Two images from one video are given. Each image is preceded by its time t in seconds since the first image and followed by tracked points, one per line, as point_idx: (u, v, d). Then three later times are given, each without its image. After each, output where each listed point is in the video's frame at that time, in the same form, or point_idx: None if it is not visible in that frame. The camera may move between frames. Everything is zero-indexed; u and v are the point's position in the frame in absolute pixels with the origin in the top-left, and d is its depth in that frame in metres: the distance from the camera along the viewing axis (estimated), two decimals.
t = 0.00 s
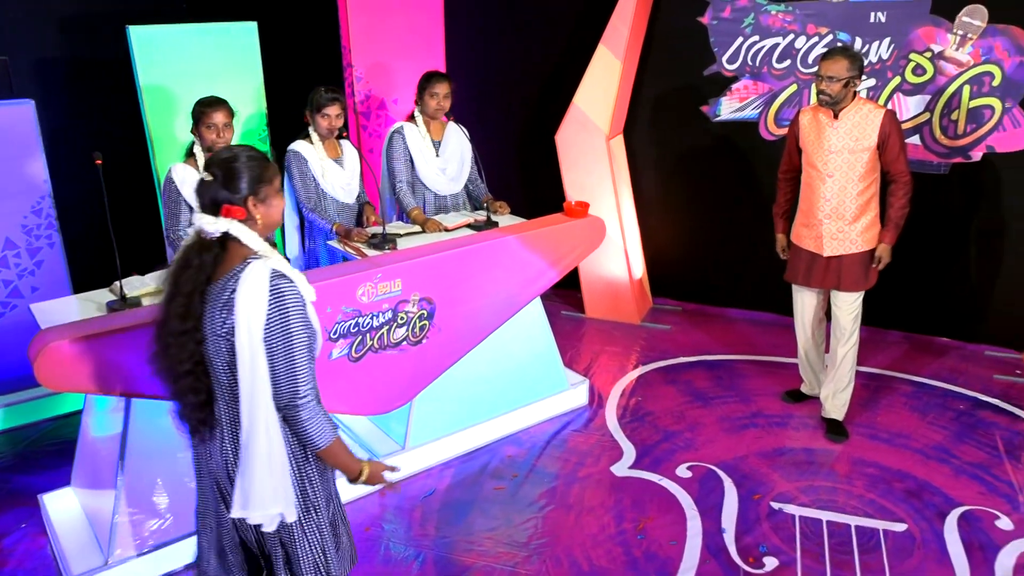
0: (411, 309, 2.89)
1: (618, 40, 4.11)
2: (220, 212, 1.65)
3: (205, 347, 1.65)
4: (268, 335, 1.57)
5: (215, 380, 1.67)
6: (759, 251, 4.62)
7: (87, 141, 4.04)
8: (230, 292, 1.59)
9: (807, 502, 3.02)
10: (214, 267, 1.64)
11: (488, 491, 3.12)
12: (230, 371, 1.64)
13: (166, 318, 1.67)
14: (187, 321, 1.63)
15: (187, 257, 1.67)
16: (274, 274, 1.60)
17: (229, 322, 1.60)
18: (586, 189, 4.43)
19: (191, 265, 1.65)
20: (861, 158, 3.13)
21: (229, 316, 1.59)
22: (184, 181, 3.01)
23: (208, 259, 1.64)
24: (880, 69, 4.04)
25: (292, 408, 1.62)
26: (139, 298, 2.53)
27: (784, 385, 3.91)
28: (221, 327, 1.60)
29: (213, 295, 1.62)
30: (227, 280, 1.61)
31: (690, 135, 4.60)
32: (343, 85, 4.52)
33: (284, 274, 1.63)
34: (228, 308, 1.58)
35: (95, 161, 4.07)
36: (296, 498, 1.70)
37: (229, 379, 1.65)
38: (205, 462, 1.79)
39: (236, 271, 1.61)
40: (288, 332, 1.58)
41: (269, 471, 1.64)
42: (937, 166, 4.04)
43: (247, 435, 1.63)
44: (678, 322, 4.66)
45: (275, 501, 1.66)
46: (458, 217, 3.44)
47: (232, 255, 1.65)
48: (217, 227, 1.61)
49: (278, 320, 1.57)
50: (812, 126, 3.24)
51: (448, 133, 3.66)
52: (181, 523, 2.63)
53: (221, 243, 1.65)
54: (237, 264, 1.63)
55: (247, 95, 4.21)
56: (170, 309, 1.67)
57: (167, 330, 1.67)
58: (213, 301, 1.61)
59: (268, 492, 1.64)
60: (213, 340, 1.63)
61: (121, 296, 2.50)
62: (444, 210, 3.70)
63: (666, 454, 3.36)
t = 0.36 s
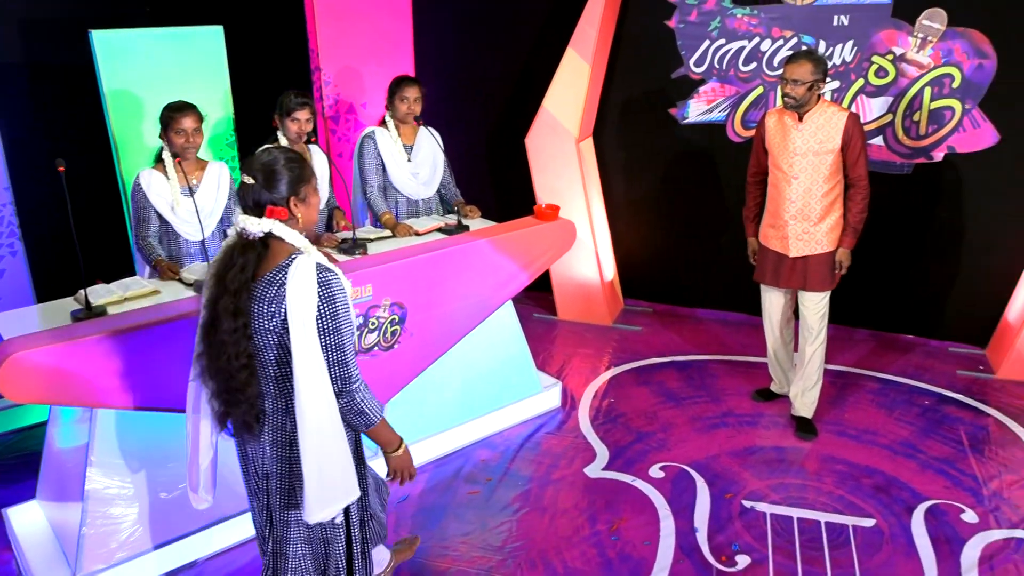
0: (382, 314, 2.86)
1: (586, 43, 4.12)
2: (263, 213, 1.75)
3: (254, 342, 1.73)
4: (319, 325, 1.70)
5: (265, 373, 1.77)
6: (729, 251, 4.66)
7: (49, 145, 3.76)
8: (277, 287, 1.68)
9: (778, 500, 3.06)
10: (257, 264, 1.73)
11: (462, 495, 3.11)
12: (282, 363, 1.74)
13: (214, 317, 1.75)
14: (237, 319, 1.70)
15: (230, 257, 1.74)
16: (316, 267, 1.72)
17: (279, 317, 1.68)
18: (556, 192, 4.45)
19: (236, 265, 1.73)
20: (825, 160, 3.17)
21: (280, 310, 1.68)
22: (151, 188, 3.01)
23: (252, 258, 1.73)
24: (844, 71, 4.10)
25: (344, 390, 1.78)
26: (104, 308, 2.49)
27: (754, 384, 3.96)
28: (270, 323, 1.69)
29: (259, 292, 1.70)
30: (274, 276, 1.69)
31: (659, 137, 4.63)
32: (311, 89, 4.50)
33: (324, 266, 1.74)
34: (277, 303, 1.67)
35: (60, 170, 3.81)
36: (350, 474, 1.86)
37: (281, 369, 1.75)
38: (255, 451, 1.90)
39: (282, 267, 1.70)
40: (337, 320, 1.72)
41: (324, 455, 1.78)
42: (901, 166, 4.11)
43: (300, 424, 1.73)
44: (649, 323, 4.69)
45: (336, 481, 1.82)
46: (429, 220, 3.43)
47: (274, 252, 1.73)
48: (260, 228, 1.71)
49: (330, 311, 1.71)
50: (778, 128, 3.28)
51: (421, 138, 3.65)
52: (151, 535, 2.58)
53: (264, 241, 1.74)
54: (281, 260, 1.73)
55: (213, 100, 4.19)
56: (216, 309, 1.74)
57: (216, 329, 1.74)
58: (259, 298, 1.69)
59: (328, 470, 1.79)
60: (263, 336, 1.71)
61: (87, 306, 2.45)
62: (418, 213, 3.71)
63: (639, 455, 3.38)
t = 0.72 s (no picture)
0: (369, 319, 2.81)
1: (571, 48, 4.13)
2: (310, 196, 1.86)
3: (313, 317, 1.87)
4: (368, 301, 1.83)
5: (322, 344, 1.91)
6: (715, 254, 4.69)
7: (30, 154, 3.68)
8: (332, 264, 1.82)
9: (764, 502, 3.07)
10: (311, 245, 1.85)
11: (450, 501, 3.10)
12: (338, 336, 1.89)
13: (275, 294, 1.89)
14: (297, 295, 1.84)
15: (286, 239, 1.87)
16: (367, 246, 1.85)
17: (335, 293, 1.82)
18: (542, 196, 4.44)
19: (291, 246, 1.86)
20: (808, 164, 3.19)
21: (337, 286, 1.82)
22: (133, 198, 3.00)
23: (306, 239, 1.85)
24: (826, 75, 4.13)
25: (389, 363, 1.90)
26: (87, 316, 2.47)
27: (740, 387, 3.97)
28: (328, 298, 1.83)
29: (316, 270, 1.84)
30: (329, 256, 1.83)
31: (644, 140, 4.65)
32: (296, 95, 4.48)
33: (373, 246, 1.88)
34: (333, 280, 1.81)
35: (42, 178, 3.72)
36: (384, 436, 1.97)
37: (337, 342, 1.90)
38: (313, 419, 2.05)
39: (336, 247, 1.83)
40: (384, 296, 1.85)
41: (373, 424, 1.91)
42: (882, 169, 4.15)
43: (351, 394, 1.86)
44: (635, 326, 4.70)
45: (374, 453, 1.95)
46: (415, 226, 3.43)
47: (326, 233, 1.86)
48: (309, 208, 1.82)
49: (380, 288, 1.84)
50: (761, 132, 3.29)
51: (409, 143, 3.65)
52: (138, 544, 2.55)
53: (315, 223, 1.87)
54: (333, 241, 1.85)
55: (195, 104, 4.18)
56: (277, 286, 1.88)
57: (277, 305, 1.88)
58: (316, 277, 1.83)
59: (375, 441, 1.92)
60: (322, 310, 1.86)
61: (70, 315, 2.43)
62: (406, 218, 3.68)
63: (627, 459, 3.39)
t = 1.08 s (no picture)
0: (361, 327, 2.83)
1: (565, 53, 4.13)
2: (367, 188, 2.11)
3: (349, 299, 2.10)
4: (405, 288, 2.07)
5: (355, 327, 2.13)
6: (708, 259, 4.69)
7: (20, 160, 3.65)
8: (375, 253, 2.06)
9: (759, 509, 3.06)
10: (359, 234, 2.08)
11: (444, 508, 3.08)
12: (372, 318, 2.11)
13: (319, 276, 2.12)
14: (338, 280, 2.07)
15: (337, 228, 2.10)
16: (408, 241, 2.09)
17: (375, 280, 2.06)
18: (535, 201, 4.44)
19: (342, 233, 2.09)
20: (801, 170, 3.19)
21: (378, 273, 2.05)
22: (120, 206, 2.98)
23: (356, 227, 2.08)
24: (819, 80, 4.14)
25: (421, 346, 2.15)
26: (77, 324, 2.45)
27: (734, 392, 3.97)
28: (368, 284, 2.06)
29: (359, 259, 2.07)
30: (372, 247, 2.06)
31: (637, 145, 4.65)
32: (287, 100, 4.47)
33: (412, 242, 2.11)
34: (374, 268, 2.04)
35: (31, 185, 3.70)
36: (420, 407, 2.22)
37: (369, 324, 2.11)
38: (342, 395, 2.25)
39: (380, 239, 2.06)
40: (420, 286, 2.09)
41: (408, 396, 2.16)
42: (874, 174, 4.15)
43: (385, 368, 2.12)
44: (629, 332, 4.70)
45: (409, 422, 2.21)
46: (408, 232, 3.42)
47: (374, 225, 2.09)
48: (364, 200, 2.08)
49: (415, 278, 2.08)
50: (754, 138, 3.29)
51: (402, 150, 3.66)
52: (130, 554, 2.52)
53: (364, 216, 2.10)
54: (377, 233, 2.08)
55: (186, 110, 4.15)
56: (322, 269, 2.11)
57: (319, 286, 2.11)
58: (360, 264, 2.06)
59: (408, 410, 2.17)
60: (360, 295, 2.09)
61: (60, 323, 2.41)
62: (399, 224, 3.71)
63: (621, 465, 3.37)
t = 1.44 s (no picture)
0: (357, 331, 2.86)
1: (561, 55, 4.12)
2: (426, 176, 2.23)
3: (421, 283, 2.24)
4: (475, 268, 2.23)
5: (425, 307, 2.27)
6: (705, 261, 4.68)
7: (14, 164, 3.63)
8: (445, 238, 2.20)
9: (757, 512, 3.05)
10: (426, 220, 2.20)
11: (440, 513, 3.06)
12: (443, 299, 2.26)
13: (390, 263, 2.23)
14: (413, 265, 2.20)
15: (403, 217, 2.22)
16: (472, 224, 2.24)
17: (447, 262, 2.21)
18: (531, 203, 4.43)
19: (408, 222, 2.20)
20: (799, 172, 3.18)
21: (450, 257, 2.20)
22: (108, 211, 2.96)
23: (422, 215, 2.20)
24: (816, 82, 4.13)
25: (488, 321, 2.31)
26: (70, 328, 2.43)
27: (732, 395, 3.96)
28: (442, 266, 2.21)
29: (430, 243, 2.20)
30: (441, 231, 2.20)
31: (635, 147, 4.64)
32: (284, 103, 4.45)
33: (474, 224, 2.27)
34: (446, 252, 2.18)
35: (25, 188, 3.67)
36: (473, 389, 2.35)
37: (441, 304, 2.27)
38: (409, 374, 2.38)
39: (448, 224, 2.21)
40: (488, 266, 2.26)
41: (472, 375, 2.30)
42: (872, 177, 4.14)
43: (459, 345, 2.25)
44: (626, 334, 4.69)
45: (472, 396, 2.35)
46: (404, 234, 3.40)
47: (438, 211, 2.22)
48: (426, 187, 2.20)
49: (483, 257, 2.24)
50: (752, 140, 3.28)
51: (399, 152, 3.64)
52: (126, 558, 2.50)
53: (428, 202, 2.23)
54: (443, 217, 2.22)
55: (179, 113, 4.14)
56: (392, 256, 2.22)
57: (391, 272, 2.22)
58: (432, 248, 2.20)
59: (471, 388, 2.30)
60: (432, 277, 2.23)
61: (53, 326, 2.39)
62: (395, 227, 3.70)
63: (618, 468, 3.36)
